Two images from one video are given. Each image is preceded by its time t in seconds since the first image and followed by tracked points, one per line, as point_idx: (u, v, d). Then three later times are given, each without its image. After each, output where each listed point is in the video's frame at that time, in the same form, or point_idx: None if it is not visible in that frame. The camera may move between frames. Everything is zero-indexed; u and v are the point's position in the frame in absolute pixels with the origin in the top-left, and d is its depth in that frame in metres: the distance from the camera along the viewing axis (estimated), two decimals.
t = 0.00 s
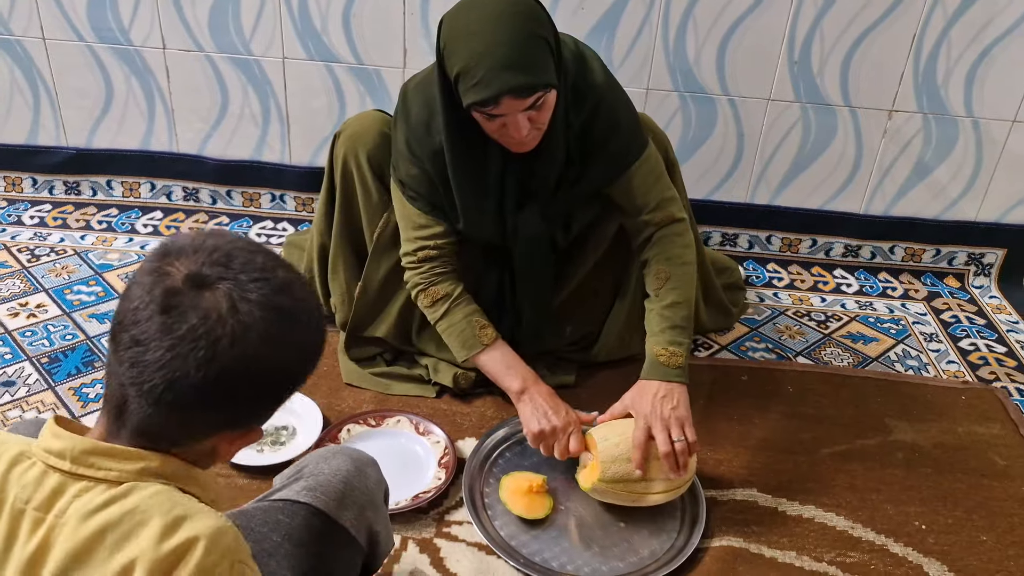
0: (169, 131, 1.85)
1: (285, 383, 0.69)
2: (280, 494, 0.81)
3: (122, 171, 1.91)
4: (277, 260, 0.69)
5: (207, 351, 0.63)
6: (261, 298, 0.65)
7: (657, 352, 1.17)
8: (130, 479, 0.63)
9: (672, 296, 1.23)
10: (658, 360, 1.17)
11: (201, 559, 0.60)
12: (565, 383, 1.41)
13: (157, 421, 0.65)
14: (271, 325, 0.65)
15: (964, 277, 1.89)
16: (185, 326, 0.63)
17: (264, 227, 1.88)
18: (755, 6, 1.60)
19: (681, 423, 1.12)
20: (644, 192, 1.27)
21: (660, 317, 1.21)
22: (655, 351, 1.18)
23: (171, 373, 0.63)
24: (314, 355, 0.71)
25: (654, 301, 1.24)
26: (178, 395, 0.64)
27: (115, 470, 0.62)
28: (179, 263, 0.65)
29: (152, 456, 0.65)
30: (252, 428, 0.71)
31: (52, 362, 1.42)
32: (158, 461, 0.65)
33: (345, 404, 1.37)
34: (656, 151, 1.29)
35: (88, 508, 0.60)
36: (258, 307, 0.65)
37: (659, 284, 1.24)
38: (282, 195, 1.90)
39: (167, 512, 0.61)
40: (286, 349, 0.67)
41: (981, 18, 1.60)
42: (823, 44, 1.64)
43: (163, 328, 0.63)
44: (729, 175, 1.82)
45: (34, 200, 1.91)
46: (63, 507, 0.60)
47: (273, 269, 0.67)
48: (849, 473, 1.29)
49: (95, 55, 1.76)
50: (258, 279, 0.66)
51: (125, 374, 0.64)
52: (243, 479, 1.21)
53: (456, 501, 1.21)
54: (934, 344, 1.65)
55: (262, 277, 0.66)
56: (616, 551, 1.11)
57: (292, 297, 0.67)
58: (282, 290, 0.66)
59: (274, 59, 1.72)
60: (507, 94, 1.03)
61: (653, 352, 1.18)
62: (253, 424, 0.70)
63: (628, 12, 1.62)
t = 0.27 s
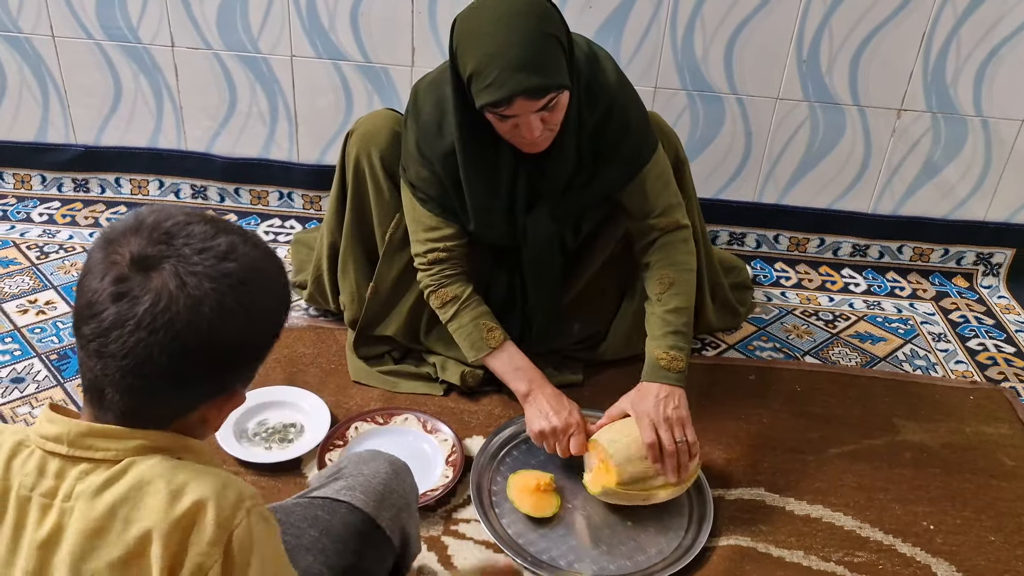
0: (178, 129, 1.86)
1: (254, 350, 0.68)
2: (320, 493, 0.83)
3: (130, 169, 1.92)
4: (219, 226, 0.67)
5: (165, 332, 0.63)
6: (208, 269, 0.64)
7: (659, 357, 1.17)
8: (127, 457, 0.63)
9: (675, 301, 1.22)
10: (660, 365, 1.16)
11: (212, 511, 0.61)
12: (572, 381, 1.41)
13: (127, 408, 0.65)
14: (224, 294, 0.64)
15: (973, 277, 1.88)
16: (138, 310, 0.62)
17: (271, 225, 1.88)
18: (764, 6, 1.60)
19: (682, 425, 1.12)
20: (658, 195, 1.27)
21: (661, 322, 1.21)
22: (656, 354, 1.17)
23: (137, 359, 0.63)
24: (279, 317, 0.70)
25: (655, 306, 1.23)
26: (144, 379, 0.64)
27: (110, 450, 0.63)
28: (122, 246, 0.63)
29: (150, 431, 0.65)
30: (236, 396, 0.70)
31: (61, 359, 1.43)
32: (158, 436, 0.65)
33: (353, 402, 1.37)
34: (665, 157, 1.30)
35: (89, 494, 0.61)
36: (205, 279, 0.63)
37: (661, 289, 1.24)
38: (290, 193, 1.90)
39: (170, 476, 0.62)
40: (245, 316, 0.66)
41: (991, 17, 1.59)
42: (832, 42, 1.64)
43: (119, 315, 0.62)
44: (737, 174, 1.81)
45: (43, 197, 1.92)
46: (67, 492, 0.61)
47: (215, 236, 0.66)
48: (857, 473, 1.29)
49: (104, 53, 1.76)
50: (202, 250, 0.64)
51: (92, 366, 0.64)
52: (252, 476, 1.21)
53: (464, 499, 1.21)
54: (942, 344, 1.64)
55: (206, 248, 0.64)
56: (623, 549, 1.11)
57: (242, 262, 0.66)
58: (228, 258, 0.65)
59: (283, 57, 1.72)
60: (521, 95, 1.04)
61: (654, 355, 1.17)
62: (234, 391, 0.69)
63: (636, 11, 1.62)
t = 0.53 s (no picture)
0: (187, 127, 1.87)
1: (269, 337, 0.68)
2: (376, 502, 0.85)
3: (139, 166, 1.92)
4: (226, 214, 0.66)
5: (179, 326, 0.63)
6: (217, 260, 0.63)
7: (665, 352, 1.17)
8: (163, 444, 0.64)
9: (680, 298, 1.23)
10: (665, 360, 1.17)
11: (260, 504, 0.64)
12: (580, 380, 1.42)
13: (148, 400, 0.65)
14: (234, 283, 0.64)
15: (980, 277, 1.88)
16: (151, 306, 0.62)
17: (279, 222, 1.89)
18: (772, 5, 1.60)
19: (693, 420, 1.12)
20: (666, 190, 1.28)
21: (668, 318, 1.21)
22: (663, 350, 1.17)
23: (154, 354, 0.63)
24: (292, 301, 0.69)
25: (659, 301, 1.23)
26: (162, 372, 0.64)
27: (144, 437, 0.63)
28: (130, 241, 0.63)
29: (181, 419, 0.65)
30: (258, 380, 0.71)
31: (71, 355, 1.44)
32: (189, 423, 0.65)
33: (361, 399, 1.37)
34: (671, 155, 1.31)
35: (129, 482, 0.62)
36: (214, 270, 0.63)
37: (666, 285, 1.24)
38: (298, 190, 1.91)
39: (217, 466, 0.63)
40: (257, 304, 0.65)
41: (1000, 17, 1.59)
42: (840, 42, 1.63)
43: (133, 312, 0.62)
44: (745, 173, 1.81)
45: (52, 194, 1.93)
46: (105, 481, 0.62)
47: (221, 226, 0.65)
48: (865, 472, 1.29)
49: (113, 50, 1.77)
50: (209, 242, 0.64)
51: (112, 363, 0.65)
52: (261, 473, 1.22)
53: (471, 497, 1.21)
54: (950, 344, 1.64)
55: (212, 239, 0.64)
56: (631, 548, 1.12)
57: (250, 250, 0.65)
58: (236, 246, 0.64)
59: (291, 55, 1.73)
60: (528, 90, 1.04)
61: (660, 351, 1.17)
62: (251, 383, 0.70)
63: (645, 10, 1.62)
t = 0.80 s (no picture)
0: (196, 121, 1.87)
1: (330, 310, 0.71)
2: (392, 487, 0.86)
3: (148, 160, 1.93)
4: (279, 198, 0.70)
5: (245, 304, 0.65)
6: (277, 239, 0.67)
7: (677, 352, 1.17)
8: (213, 418, 0.67)
9: (689, 298, 1.23)
10: (677, 360, 1.17)
11: (292, 478, 0.66)
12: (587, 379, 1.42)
13: (218, 375, 0.69)
14: (296, 260, 0.67)
15: (989, 280, 1.87)
16: (218, 287, 0.65)
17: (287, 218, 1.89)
18: (784, 6, 1.59)
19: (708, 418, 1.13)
20: (673, 190, 1.28)
21: (677, 318, 1.21)
22: (673, 350, 1.17)
23: (222, 333, 0.66)
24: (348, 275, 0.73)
25: (668, 301, 1.23)
26: (233, 348, 0.67)
27: (198, 409, 0.67)
28: (193, 229, 0.66)
29: (234, 399, 0.68)
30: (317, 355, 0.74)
31: (79, 348, 1.44)
32: (239, 403, 0.68)
33: (368, 395, 1.38)
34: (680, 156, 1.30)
35: (180, 446, 0.64)
36: (277, 248, 0.66)
37: (675, 285, 1.23)
38: (306, 186, 1.91)
39: (265, 439, 0.66)
40: (320, 278, 0.69)
41: (1013, 20, 1.58)
42: (852, 43, 1.63)
43: (201, 295, 0.65)
44: (754, 174, 1.81)
45: (62, 187, 1.94)
46: (157, 443, 0.65)
47: (278, 208, 0.68)
48: (871, 475, 1.29)
49: (124, 44, 1.77)
50: (268, 223, 0.67)
51: (182, 345, 0.68)
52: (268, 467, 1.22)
53: (477, 494, 1.21)
54: (958, 347, 1.63)
55: (271, 220, 0.67)
56: (636, 547, 1.12)
57: (307, 228, 0.68)
58: (293, 226, 0.68)
59: (301, 51, 1.73)
60: (541, 92, 1.04)
61: (670, 352, 1.17)
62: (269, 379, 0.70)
63: (656, 9, 1.62)
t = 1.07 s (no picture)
0: (202, 116, 1.87)
1: (358, 290, 0.72)
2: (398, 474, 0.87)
3: (154, 155, 1.93)
4: (310, 181, 0.72)
5: (278, 279, 0.67)
6: (310, 216, 0.68)
7: (690, 350, 1.17)
8: (246, 391, 0.68)
9: (698, 297, 1.24)
10: (691, 358, 1.17)
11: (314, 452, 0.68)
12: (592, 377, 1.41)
13: (252, 352, 0.70)
14: (328, 236, 0.68)
15: (995, 282, 1.86)
16: (254, 261, 0.66)
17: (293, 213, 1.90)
18: (792, 6, 1.59)
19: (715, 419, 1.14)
20: (679, 191, 1.28)
21: (690, 316, 1.22)
22: (686, 347, 1.18)
23: (257, 308, 0.67)
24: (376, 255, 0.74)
25: (676, 299, 1.24)
26: (267, 323, 0.68)
27: (232, 381, 0.68)
28: (229, 207, 0.68)
29: (263, 372, 0.70)
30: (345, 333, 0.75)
31: (84, 341, 1.45)
32: (268, 377, 0.70)
33: (372, 391, 1.38)
34: (686, 157, 1.31)
35: (219, 413, 0.66)
36: (310, 224, 0.68)
37: (684, 284, 1.24)
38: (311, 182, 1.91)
39: (300, 404, 0.68)
40: (350, 256, 0.70)
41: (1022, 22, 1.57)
42: (859, 43, 1.62)
43: (236, 268, 0.67)
44: (760, 173, 1.80)
45: (68, 181, 1.94)
46: (194, 411, 0.66)
47: (310, 188, 0.70)
48: (875, 477, 1.29)
49: (132, 39, 1.77)
50: (300, 201, 0.69)
51: (215, 320, 0.69)
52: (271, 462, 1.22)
53: (480, 491, 1.21)
54: (963, 349, 1.63)
55: (303, 199, 0.69)
56: (638, 546, 1.12)
57: (336, 207, 0.70)
58: (324, 205, 0.69)
59: (308, 47, 1.73)
60: (551, 90, 1.04)
61: (682, 349, 1.17)
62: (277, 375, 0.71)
63: (663, 8, 1.62)
